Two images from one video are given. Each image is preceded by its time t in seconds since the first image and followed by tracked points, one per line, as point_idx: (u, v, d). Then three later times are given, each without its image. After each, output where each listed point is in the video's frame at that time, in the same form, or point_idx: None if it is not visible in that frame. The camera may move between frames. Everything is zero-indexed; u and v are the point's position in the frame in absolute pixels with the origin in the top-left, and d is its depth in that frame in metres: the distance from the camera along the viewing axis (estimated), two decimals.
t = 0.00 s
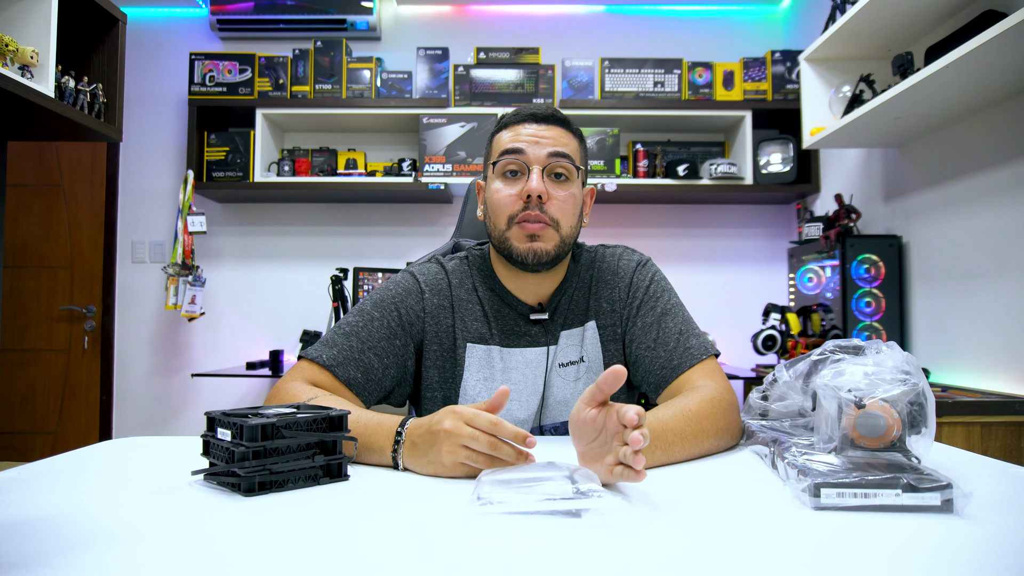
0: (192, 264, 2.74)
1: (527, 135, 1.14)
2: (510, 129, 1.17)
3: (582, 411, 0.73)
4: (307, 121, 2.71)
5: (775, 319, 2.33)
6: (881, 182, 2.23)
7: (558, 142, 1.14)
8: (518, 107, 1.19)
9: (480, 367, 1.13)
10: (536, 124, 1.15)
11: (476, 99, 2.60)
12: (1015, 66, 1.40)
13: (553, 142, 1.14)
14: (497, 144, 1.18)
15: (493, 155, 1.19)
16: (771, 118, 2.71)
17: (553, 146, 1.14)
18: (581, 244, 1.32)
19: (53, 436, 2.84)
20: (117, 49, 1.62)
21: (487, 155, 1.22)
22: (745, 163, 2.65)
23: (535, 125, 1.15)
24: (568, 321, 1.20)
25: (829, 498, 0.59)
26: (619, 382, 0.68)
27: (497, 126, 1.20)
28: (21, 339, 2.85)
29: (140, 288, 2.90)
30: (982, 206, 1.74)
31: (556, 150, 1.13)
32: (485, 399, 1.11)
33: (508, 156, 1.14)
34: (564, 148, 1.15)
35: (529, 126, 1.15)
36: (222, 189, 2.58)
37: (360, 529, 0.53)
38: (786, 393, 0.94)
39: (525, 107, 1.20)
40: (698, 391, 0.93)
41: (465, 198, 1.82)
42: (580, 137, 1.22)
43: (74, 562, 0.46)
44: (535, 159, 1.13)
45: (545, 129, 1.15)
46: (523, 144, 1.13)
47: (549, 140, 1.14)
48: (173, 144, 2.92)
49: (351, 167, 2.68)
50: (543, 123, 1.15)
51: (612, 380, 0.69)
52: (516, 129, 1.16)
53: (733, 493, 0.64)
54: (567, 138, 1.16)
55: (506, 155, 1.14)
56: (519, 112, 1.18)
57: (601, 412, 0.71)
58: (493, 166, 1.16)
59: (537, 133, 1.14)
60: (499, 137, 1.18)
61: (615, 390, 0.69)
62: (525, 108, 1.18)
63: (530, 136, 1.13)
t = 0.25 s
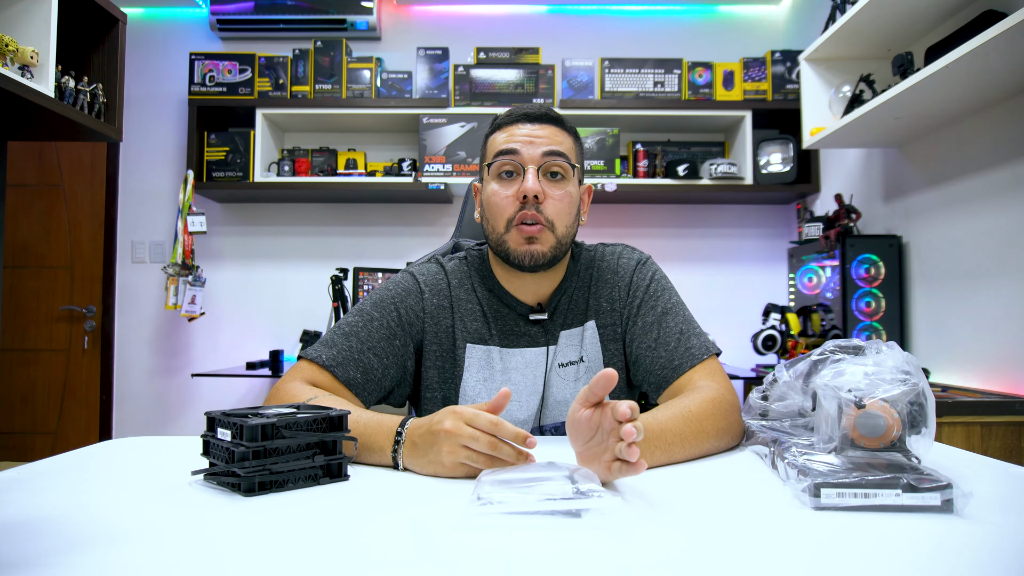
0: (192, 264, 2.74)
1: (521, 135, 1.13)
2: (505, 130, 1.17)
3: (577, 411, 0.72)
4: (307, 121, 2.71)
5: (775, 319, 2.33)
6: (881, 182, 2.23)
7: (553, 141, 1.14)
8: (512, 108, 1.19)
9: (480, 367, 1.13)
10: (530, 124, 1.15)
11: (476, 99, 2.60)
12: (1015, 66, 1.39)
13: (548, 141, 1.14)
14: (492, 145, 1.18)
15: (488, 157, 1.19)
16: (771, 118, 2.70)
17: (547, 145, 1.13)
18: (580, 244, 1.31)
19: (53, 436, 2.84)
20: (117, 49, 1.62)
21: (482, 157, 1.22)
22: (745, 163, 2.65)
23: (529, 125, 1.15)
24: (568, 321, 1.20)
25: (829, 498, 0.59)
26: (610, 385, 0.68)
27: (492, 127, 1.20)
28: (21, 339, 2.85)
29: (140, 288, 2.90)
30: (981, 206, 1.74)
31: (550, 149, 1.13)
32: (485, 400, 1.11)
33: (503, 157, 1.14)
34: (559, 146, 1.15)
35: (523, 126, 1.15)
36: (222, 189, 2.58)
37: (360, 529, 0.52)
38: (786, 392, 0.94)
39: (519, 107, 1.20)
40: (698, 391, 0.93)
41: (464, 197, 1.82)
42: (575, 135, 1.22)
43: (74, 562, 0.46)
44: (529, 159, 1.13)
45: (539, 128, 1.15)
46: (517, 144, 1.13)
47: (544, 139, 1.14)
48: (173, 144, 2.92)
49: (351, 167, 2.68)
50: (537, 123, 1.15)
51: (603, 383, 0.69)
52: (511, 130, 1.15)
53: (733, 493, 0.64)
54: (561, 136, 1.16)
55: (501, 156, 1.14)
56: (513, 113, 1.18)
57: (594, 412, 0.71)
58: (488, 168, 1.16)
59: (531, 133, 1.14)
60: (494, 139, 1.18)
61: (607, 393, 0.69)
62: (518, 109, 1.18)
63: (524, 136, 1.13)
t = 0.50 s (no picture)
0: (192, 264, 2.74)
1: (517, 136, 1.13)
2: (500, 131, 1.16)
3: (576, 411, 0.72)
4: (307, 121, 2.71)
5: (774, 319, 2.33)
6: (881, 182, 2.23)
7: (549, 141, 1.14)
8: (507, 109, 1.18)
9: (480, 367, 1.13)
10: (525, 124, 1.14)
11: (476, 99, 2.60)
12: (1015, 66, 1.39)
13: (544, 141, 1.14)
14: (488, 147, 1.18)
15: (484, 159, 1.18)
16: (771, 118, 2.70)
17: (544, 145, 1.13)
18: (579, 244, 1.31)
19: (53, 436, 2.84)
20: (117, 49, 1.62)
21: (479, 159, 1.21)
22: (745, 163, 2.65)
23: (524, 126, 1.14)
24: (568, 321, 1.20)
25: (829, 498, 0.59)
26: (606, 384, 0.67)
27: (487, 128, 1.20)
28: (21, 339, 2.85)
29: (140, 288, 2.90)
30: (982, 206, 1.74)
31: (547, 150, 1.13)
32: (485, 401, 1.11)
33: (500, 159, 1.13)
34: (555, 146, 1.14)
35: (519, 127, 1.14)
36: (222, 189, 2.58)
37: (360, 529, 0.52)
38: (786, 392, 0.94)
39: (514, 108, 1.19)
40: (699, 392, 0.93)
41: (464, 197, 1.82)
42: (572, 134, 1.22)
43: (73, 562, 0.46)
44: (526, 160, 1.12)
45: (535, 128, 1.14)
46: (513, 146, 1.13)
47: (540, 139, 1.13)
48: (173, 144, 2.92)
49: (350, 167, 2.68)
50: (533, 123, 1.15)
51: (600, 383, 0.68)
52: (507, 131, 1.15)
53: (733, 494, 0.64)
54: (557, 136, 1.16)
55: (497, 158, 1.13)
56: (508, 113, 1.17)
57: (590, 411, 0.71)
58: (485, 170, 1.15)
59: (527, 133, 1.13)
60: (490, 140, 1.18)
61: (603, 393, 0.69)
62: (513, 109, 1.17)
63: (520, 137, 1.13)
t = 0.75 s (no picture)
0: (192, 264, 2.74)
1: (513, 138, 1.13)
2: (496, 134, 1.16)
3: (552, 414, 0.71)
4: (307, 121, 2.71)
5: (774, 319, 2.33)
6: (881, 182, 2.23)
7: (545, 142, 1.13)
8: (502, 111, 1.18)
9: (480, 367, 1.13)
10: (520, 126, 1.14)
11: (476, 99, 2.60)
12: (1014, 66, 1.40)
13: (540, 142, 1.13)
14: (484, 150, 1.17)
15: (481, 161, 1.18)
16: (771, 118, 2.70)
17: (540, 146, 1.13)
18: (579, 244, 1.31)
19: (53, 436, 2.84)
20: (117, 50, 1.62)
21: (476, 163, 1.21)
22: (745, 163, 2.65)
23: (519, 127, 1.14)
24: (568, 321, 1.20)
25: (829, 498, 0.60)
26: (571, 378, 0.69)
27: (483, 132, 1.19)
28: (21, 339, 2.85)
29: (140, 288, 2.90)
30: (982, 207, 1.74)
31: (542, 151, 1.12)
32: (485, 401, 1.11)
33: (496, 162, 1.13)
34: (551, 147, 1.14)
35: (515, 130, 1.14)
36: (222, 189, 2.58)
37: (360, 529, 0.52)
38: (786, 392, 0.94)
39: (509, 110, 1.19)
40: (698, 392, 0.93)
41: (464, 198, 1.82)
42: (567, 133, 1.21)
43: (74, 562, 0.46)
44: (522, 162, 1.12)
45: (529, 130, 1.14)
46: (509, 148, 1.12)
47: (536, 141, 1.13)
48: (173, 143, 2.92)
49: (350, 167, 2.67)
50: (528, 125, 1.15)
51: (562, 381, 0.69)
52: (502, 133, 1.15)
53: (734, 494, 0.64)
54: (552, 136, 1.16)
55: (493, 161, 1.13)
56: (502, 116, 1.17)
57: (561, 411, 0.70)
58: (482, 174, 1.15)
59: (522, 135, 1.13)
60: (486, 143, 1.17)
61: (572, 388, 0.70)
62: (508, 111, 1.17)
63: (516, 140, 1.13)
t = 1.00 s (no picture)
0: (192, 264, 2.74)
1: (510, 140, 1.12)
2: (493, 135, 1.15)
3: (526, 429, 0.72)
4: (307, 121, 2.71)
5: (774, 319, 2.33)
6: (881, 182, 2.23)
7: (542, 143, 1.13)
8: (499, 111, 1.17)
9: (481, 368, 1.14)
10: (517, 127, 1.13)
11: (476, 99, 2.60)
12: (1014, 66, 1.40)
13: (537, 143, 1.13)
14: (481, 151, 1.17)
15: (478, 163, 1.18)
16: (771, 118, 2.70)
17: (536, 148, 1.12)
18: (579, 244, 1.31)
19: (53, 436, 2.84)
20: (117, 50, 1.62)
21: (472, 163, 1.20)
22: (745, 163, 2.65)
23: (515, 128, 1.14)
24: (568, 322, 1.20)
25: (829, 498, 0.60)
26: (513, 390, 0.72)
27: (480, 132, 1.19)
28: (21, 339, 2.85)
29: (140, 288, 2.90)
30: (982, 207, 1.74)
31: (539, 153, 1.12)
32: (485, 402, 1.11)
33: (492, 164, 1.13)
34: (548, 148, 1.14)
35: (512, 131, 1.13)
36: (222, 189, 2.58)
37: (360, 529, 0.52)
38: (786, 392, 0.94)
39: (506, 110, 1.18)
40: (698, 392, 0.93)
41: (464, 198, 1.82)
42: (565, 133, 1.21)
43: (74, 562, 0.46)
44: (519, 163, 1.11)
45: (527, 131, 1.13)
46: (506, 150, 1.12)
47: (532, 142, 1.13)
48: (173, 143, 2.92)
49: (350, 167, 2.67)
50: (525, 126, 1.14)
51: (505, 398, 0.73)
52: (499, 134, 1.14)
53: (734, 494, 0.64)
54: (550, 137, 1.15)
55: (490, 162, 1.13)
56: (499, 117, 1.16)
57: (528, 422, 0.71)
58: (478, 175, 1.15)
59: (519, 137, 1.12)
60: (482, 144, 1.17)
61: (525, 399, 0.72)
62: (505, 112, 1.16)
63: (513, 141, 1.12)
